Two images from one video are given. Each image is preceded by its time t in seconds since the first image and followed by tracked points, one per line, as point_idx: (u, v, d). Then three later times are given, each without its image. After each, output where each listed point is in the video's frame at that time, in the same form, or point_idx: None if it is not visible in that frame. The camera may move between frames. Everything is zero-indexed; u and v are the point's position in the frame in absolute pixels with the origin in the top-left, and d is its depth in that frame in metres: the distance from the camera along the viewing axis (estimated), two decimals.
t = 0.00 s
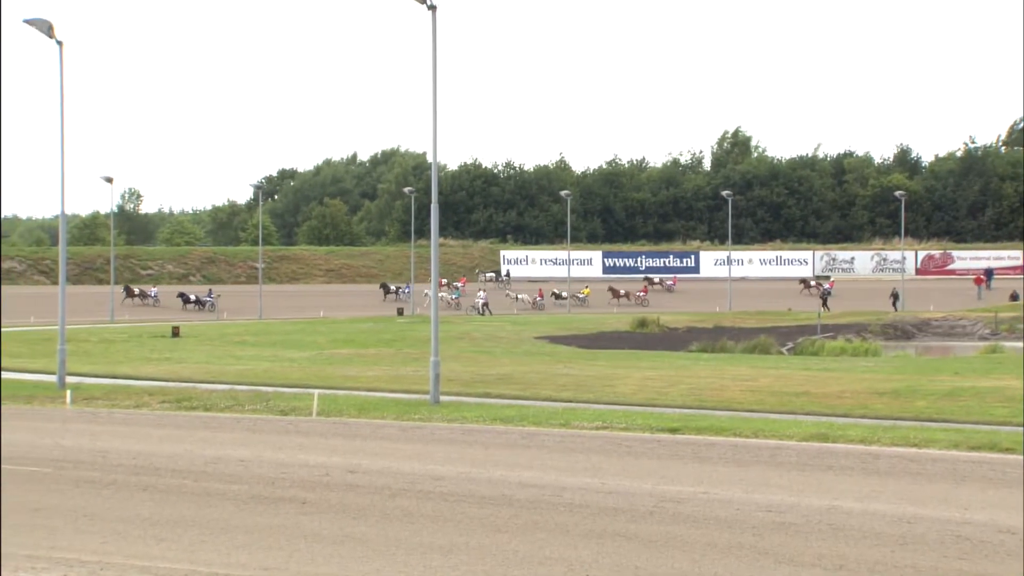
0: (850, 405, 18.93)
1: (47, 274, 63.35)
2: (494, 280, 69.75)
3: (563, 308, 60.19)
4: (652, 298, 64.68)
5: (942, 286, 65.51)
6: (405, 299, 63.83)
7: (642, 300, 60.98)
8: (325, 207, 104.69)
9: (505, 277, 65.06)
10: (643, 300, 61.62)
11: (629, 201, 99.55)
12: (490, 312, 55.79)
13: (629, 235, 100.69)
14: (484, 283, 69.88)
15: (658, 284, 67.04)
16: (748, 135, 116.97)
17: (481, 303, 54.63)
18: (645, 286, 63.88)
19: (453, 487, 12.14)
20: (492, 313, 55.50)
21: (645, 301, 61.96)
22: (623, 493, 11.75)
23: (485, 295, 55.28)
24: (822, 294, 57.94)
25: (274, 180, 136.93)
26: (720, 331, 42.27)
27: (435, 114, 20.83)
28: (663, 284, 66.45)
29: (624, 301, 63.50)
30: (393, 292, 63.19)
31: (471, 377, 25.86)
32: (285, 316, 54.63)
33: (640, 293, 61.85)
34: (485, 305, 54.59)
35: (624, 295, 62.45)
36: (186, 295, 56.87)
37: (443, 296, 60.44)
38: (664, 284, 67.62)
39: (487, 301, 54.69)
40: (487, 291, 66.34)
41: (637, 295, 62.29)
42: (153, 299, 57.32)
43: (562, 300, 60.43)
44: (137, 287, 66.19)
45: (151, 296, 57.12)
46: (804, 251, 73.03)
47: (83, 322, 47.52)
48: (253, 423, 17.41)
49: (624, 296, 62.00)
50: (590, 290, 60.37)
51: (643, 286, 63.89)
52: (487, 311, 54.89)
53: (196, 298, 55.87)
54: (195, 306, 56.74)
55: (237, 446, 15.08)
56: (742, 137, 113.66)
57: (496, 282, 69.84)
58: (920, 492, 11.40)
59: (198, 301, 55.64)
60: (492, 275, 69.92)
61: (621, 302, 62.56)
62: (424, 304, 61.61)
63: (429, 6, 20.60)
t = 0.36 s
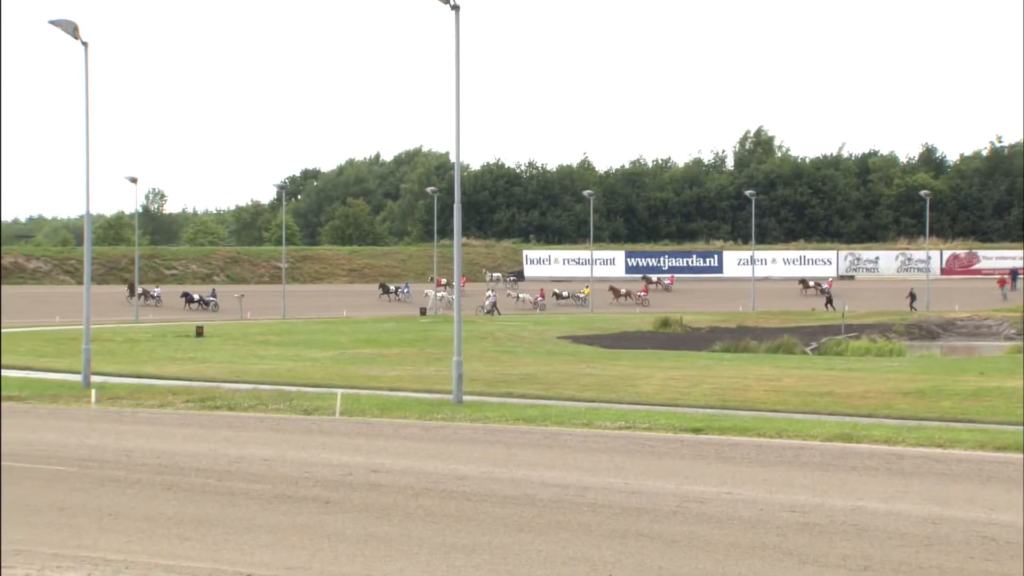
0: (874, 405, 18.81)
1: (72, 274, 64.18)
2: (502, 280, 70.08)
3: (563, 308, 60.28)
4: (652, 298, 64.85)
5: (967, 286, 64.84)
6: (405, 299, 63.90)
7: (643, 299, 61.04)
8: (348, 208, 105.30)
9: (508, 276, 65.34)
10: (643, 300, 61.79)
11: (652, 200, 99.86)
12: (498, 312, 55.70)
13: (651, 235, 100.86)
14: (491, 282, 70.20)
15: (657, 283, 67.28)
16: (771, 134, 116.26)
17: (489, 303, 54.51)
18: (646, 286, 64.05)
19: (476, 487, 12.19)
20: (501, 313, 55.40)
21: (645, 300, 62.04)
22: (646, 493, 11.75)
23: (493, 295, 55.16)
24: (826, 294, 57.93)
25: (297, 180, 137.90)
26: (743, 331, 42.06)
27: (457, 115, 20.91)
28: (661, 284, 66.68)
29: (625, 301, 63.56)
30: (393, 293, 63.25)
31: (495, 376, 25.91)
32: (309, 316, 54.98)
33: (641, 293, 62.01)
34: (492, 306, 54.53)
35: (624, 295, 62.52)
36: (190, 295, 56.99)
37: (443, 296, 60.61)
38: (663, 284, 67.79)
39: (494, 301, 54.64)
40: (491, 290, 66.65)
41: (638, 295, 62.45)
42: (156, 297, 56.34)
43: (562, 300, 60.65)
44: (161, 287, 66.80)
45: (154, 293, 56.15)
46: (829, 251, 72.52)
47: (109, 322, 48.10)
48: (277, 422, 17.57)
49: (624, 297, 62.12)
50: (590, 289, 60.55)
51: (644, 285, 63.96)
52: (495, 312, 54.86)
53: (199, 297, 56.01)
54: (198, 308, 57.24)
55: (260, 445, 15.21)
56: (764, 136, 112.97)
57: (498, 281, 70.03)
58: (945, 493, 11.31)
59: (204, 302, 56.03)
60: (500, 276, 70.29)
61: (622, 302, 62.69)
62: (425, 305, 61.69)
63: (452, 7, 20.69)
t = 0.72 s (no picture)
0: (899, 405, 18.66)
1: (97, 273, 64.83)
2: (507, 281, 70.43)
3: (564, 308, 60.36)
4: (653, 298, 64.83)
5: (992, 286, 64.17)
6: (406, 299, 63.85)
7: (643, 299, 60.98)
8: (371, 207, 105.65)
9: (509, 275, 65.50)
10: (643, 300, 61.78)
11: (675, 200, 99.35)
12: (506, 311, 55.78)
13: (674, 235, 100.43)
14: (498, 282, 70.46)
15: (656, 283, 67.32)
16: (794, 134, 115.39)
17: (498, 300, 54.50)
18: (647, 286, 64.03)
19: (498, 486, 12.24)
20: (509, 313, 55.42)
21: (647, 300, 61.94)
22: (670, 493, 11.73)
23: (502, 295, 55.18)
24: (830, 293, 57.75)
25: (320, 180, 138.57)
26: (767, 331, 41.82)
27: (480, 115, 20.97)
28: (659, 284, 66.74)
29: (626, 300, 63.50)
30: (393, 292, 63.17)
31: (517, 376, 25.91)
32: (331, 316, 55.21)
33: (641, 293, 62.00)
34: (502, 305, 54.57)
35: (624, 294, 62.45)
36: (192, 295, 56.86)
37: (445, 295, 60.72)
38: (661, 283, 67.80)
39: (502, 300, 54.82)
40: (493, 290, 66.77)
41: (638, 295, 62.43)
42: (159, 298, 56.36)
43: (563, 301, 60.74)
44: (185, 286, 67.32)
45: (157, 294, 56.07)
46: (853, 251, 71.97)
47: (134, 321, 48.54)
48: (300, 422, 17.68)
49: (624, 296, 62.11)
50: (590, 289, 60.53)
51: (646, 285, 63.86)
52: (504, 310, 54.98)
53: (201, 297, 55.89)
54: (200, 307, 57.48)
55: (284, 444, 15.37)
56: (787, 135, 112.16)
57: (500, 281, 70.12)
58: (971, 494, 11.21)
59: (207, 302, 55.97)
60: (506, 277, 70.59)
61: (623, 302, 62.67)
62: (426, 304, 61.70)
63: (475, 7, 20.75)
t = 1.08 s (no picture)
0: (926, 405, 18.52)
1: (124, 273, 65.58)
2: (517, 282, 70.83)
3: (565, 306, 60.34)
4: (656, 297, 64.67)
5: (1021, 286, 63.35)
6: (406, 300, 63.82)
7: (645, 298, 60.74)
8: (397, 208, 106.19)
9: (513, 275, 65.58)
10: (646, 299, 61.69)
11: (700, 200, 98.81)
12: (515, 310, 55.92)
13: (699, 234, 99.82)
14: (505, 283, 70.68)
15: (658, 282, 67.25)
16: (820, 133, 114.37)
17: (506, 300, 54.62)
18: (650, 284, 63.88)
19: (523, 486, 12.29)
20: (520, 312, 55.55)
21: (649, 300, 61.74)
22: (695, 493, 11.72)
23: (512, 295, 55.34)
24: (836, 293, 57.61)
25: (345, 179, 139.36)
26: (793, 331, 41.61)
27: (506, 114, 21.03)
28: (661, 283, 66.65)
29: (628, 301, 63.32)
30: (394, 292, 63.07)
31: (543, 376, 25.99)
32: (356, 315, 55.48)
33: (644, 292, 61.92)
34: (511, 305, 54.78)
35: (627, 295, 62.29)
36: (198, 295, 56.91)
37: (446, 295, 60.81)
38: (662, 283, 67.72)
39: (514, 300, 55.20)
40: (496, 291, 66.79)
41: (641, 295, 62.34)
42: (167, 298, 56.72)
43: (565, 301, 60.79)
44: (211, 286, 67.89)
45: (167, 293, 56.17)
46: (880, 250, 71.37)
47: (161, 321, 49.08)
48: (325, 421, 17.84)
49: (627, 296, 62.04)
50: (592, 289, 60.51)
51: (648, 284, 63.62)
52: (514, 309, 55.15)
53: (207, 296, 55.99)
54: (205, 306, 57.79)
55: (310, 444, 15.51)
56: (812, 135, 111.21)
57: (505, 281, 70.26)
58: (1001, 495, 11.09)
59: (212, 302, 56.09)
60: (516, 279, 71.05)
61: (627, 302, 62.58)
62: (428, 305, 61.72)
63: (500, 7, 20.79)
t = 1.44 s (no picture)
0: (955, 406, 18.34)
1: (152, 273, 66.23)
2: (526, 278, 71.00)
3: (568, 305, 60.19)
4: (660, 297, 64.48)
5: None
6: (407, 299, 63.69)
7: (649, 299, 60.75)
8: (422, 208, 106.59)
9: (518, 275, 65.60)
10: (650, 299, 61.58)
11: (726, 199, 97.63)
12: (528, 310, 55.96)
13: (726, 233, 99.16)
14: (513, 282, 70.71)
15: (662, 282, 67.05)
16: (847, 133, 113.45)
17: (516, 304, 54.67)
18: (654, 284, 63.70)
19: (548, 486, 12.34)
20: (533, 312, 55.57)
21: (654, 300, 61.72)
22: (721, 493, 11.71)
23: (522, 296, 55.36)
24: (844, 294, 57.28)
25: (371, 179, 140.10)
26: (821, 331, 41.32)
27: (531, 114, 21.06)
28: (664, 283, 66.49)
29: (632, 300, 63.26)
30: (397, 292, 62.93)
31: (569, 376, 26.03)
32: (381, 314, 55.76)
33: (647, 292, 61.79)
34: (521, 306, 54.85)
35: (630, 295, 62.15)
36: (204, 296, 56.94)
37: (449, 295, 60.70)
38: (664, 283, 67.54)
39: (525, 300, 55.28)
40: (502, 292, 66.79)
41: (644, 295, 62.19)
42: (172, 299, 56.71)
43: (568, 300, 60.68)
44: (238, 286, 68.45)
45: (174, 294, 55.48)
46: (908, 250, 70.67)
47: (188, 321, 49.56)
48: (351, 421, 17.96)
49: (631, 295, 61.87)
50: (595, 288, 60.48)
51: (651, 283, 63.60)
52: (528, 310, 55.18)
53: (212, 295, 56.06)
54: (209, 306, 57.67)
55: (337, 443, 15.64)
56: (839, 134, 110.32)
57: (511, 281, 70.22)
58: None
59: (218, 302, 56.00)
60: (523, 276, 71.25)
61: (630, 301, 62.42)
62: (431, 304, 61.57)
63: (525, 7, 20.83)
